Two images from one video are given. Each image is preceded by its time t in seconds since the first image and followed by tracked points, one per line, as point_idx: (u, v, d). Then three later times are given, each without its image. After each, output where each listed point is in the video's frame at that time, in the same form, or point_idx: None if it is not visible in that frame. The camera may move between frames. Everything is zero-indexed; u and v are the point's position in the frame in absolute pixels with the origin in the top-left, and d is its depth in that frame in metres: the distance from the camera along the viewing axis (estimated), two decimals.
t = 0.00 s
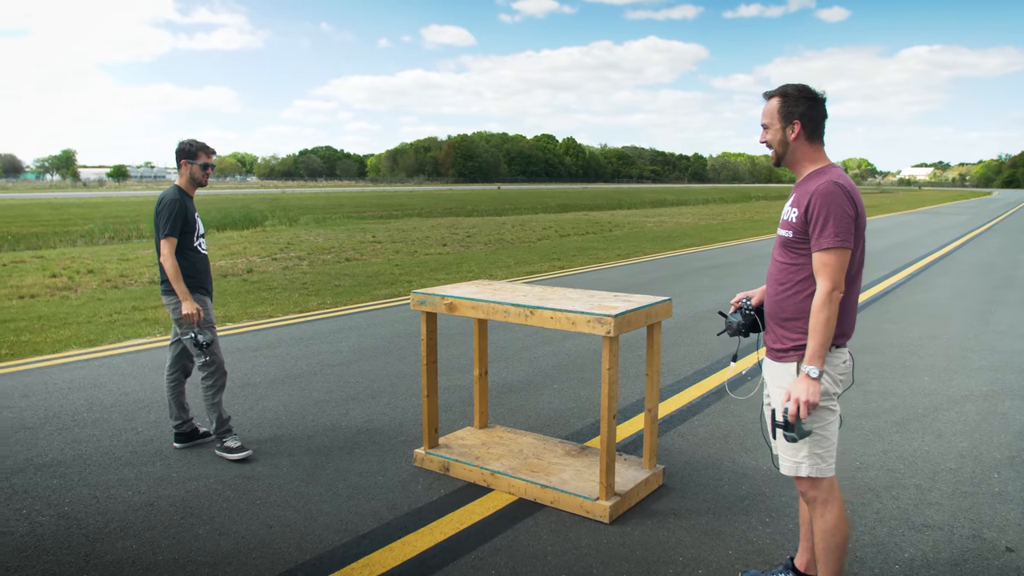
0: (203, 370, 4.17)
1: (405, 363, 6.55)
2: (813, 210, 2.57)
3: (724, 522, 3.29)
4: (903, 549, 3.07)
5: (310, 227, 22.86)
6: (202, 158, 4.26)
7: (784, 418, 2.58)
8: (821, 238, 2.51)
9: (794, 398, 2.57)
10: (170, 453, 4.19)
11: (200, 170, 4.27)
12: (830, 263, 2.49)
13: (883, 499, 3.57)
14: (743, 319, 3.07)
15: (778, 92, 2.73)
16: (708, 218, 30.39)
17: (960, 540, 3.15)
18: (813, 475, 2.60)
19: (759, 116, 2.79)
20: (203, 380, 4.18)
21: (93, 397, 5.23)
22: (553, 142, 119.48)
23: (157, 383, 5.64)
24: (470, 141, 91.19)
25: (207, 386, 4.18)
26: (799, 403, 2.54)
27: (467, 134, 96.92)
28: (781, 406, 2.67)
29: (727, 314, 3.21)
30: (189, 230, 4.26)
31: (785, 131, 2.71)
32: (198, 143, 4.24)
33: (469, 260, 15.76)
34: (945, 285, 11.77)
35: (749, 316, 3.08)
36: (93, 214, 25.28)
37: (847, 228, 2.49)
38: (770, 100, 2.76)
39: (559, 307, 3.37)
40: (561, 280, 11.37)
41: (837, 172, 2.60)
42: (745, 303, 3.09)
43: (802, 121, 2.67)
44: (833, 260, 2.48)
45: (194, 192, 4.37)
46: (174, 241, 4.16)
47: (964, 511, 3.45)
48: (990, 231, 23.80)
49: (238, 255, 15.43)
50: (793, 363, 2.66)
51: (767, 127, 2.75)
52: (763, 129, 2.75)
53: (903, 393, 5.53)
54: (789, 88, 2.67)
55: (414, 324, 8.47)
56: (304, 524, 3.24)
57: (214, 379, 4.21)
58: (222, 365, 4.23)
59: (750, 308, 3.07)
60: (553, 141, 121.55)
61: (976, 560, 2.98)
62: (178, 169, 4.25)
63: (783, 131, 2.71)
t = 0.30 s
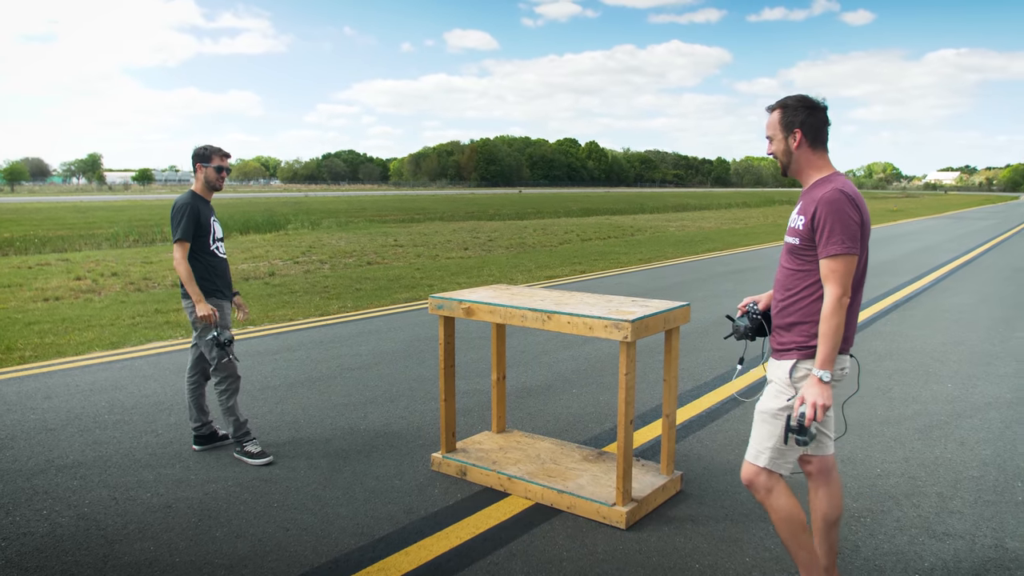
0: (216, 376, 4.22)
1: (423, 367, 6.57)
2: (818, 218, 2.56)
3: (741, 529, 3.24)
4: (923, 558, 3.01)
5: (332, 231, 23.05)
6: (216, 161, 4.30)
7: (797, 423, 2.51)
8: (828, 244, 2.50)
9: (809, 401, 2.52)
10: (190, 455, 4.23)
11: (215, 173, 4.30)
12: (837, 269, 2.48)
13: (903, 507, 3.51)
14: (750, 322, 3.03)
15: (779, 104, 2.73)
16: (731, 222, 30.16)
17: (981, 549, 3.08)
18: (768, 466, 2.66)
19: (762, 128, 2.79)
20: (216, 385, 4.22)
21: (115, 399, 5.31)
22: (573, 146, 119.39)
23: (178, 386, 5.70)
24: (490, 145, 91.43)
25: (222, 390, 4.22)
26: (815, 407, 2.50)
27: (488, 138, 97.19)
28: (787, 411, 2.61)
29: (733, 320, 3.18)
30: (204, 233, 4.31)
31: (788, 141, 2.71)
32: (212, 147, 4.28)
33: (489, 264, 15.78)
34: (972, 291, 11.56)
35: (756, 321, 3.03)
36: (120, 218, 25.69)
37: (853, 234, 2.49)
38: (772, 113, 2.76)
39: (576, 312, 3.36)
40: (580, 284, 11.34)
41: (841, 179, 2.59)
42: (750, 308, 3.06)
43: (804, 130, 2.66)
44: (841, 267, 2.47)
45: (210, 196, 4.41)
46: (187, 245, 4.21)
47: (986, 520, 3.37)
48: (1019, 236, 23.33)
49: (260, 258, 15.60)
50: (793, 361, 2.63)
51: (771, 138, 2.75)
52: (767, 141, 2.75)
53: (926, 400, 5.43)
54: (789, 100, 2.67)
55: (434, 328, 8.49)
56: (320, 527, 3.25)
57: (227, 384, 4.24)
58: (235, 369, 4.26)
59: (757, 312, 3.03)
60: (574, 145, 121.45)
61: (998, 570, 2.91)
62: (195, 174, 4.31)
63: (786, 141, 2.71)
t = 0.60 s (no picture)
0: (221, 378, 4.30)
1: (429, 367, 6.59)
2: (794, 217, 2.59)
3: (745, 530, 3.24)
4: (927, 559, 3.00)
5: (340, 232, 23.13)
6: (218, 161, 4.33)
7: (786, 420, 2.54)
8: (802, 242, 2.53)
9: (795, 399, 2.54)
10: (195, 456, 4.26)
11: (219, 173, 4.34)
12: (813, 266, 2.51)
13: (908, 508, 3.49)
14: (737, 318, 3.04)
15: (755, 109, 2.78)
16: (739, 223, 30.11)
17: (985, 550, 3.07)
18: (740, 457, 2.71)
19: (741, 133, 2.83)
20: (221, 387, 4.30)
21: (122, 400, 5.35)
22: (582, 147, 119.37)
23: (185, 387, 5.74)
24: (498, 146, 91.47)
25: (226, 392, 4.30)
26: (802, 405, 2.52)
27: (496, 139, 97.28)
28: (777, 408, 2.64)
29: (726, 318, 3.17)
30: (206, 235, 4.32)
31: (767, 143, 2.75)
32: (214, 147, 4.31)
33: (497, 264, 15.79)
34: (982, 292, 11.48)
35: (743, 316, 3.05)
36: (129, 220, 25.85)
37: (828, 231, 2.52)
38: (750, 118, 2.81)
39: (580, 313, 3.36)
40: (587, 285, 11.34)
41: (818, 178, 2.62)
42: (738, 304, 3.07)
43: (780, 130, 2.70)
44: (817, 264, 2.50)
45: (217, 196, 4.45)
46: (184, 246, 4.23)
47: (991, 521, 3.35)
48: None
49: (269, 259, 15.68)
50: (771, 358, 2.68)
51: (751, 142, 2.80)
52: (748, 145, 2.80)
53: (933, 401, 5.40)
54: (764, 103, 2.72)
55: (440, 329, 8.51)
56: (324, 527, 3.27)
57: (232, 386, 4.31)
58: (239, 371, 4.34)
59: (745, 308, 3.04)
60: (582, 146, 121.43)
61: (1002, 571, 2.90)
62: (201, 176, 4.37)
63: (764, 143, 2.75)
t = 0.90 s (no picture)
0: (218, 377, 4.31)
1: (429, 366, 6.60)
2: (742, 219, 2.62)
3: (741, 528, 3.26)
4: (922, 557, 3.00)
5: (341, 231, 23.14)
6: (219, 161, 4.34)
7: (726, 415, 2.62)
8: (746, 244, 2.56)
9: (734, 396, 2.61)
10: (194, 455, 4.28)
11: (220, 172, 4.34)
12: (757, 267, 2.53)
13: (904, 506, 3.51)
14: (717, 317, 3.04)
15: (710, 116, 2.84)
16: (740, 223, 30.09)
17: (980, 549, 3.08)
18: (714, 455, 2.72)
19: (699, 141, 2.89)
20: (218, 386, 4.31)
21: (122, 398, 5.37)
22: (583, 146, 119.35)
23: (185, 386, 5.77)
24: (499, 145, 91.46)
25: (223, 391, 4.31)
26: (739, 401, 2.59)
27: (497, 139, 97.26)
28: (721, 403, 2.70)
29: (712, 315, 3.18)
30: (206, 236, 4.34)
31: (723, 148, 2.79)
32: (216, 147, 4.33)
33: (498, 264, 15.82)
34: (982, 292, 11.48)
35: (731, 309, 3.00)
36: (130, 219, 25.90)
37: (773, 231, 2.52)
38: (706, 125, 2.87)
39: (577, 312, 3.37)
40: (587, 285, 11.35)
41: (768, 179, 2.63)
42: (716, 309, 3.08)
43: (733, 135, 2.74)
44: (761, 263, 2.51)
45: (218, 195, 4.45)
46: (180, 247, 4.26)
47: (987, 520, 3.36)
48: None
49: (270, 259, 15.71)
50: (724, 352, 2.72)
51: (710, 149, 2.85)
52: (707, 152, 2.85)
53: (931, 400, 5.41)
54: (714, 109, 2.78)
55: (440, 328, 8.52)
56: (321, 525, 3.28)
57: (230, 386, 4.32)
58: (237, 371, 4.35)
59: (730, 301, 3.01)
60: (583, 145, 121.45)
61: (997, 569, 2.91)
62: (202, 176, 4.40)
63: (721, 148, 2.79)
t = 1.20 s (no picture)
0: (216, 373, 4.33)
1: (430, 363, 6.62)
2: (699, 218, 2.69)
3: (737, 525, 3.27)
4: (918, 554, 3.01)
5: (344, 229, 23.15)
6: (220, 159, 4.35)
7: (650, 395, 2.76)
8: (698, 243, 2.64)
9: (660, 380, 2.72)
10: (194, 450, 4.31)
11: (220, 171, 4.36)
12: (706, 265, 2.61)
13: (900, 504, 3.51)
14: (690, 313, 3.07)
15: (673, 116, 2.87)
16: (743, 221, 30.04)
17: (976, 546, 3.09)
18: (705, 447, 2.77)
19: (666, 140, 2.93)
20: (217, 382, 4.33)
21: (124, 394, 5.40)
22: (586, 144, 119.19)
23: (186, 382, 5.79)
24: (502, 142, 91.37)
25: (221, 387, 4.33)
26: (663, 384, 2.70)
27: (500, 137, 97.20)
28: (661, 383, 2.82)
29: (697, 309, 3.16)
30: (204, 233, 4.36)
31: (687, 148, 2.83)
32: (217, 145, 4.33)
33: (500, 261, 15.83)
34: (985, 290, 11.45)
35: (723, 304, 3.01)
36: (133, 216, 25.96)
37: (723, 232, 2.59)
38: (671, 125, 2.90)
39: (574, 309, 3.38)
40: (588, 282, 11.36)
41: (725, 180, 2.68)
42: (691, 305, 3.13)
43: (695, 136, 2.77)
44: (709, 262, 2.59)
45: (217, 194, 4.47)
46: (180, 245, 4.28)
47: (984, 518, 3.37)
48: None
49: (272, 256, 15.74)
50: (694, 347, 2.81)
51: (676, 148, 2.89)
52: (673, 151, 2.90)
53: (930, 398, 5.41)
54: (676, 110, 2.81)
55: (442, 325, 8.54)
56: (320, 520, 3.30)
57: (228, 382, 4.34)
58: (235, 367, 4.37)
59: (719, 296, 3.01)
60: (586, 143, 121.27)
61: (992, 567, 2.92)
62: (202, 173, 4.40)
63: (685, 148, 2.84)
